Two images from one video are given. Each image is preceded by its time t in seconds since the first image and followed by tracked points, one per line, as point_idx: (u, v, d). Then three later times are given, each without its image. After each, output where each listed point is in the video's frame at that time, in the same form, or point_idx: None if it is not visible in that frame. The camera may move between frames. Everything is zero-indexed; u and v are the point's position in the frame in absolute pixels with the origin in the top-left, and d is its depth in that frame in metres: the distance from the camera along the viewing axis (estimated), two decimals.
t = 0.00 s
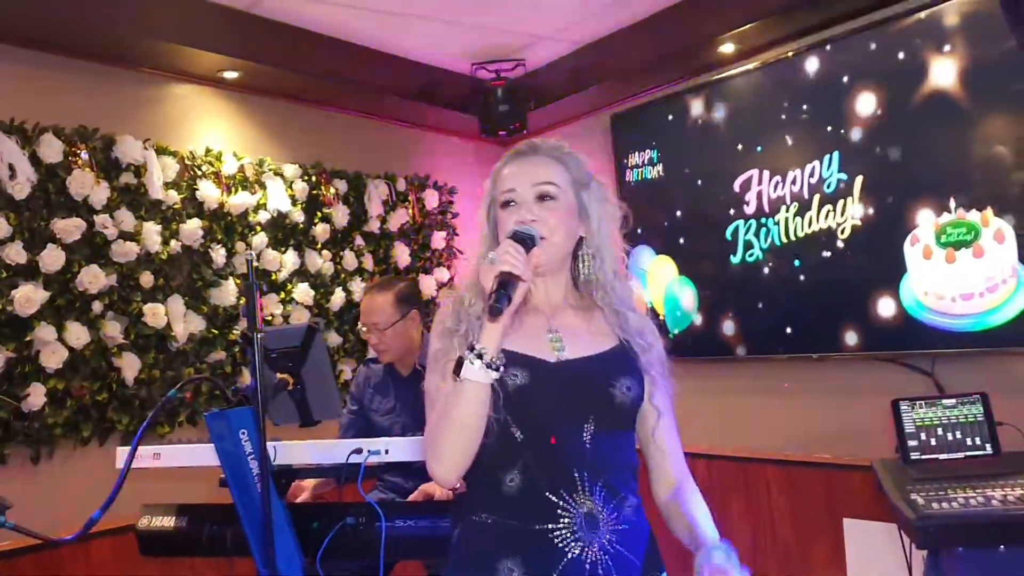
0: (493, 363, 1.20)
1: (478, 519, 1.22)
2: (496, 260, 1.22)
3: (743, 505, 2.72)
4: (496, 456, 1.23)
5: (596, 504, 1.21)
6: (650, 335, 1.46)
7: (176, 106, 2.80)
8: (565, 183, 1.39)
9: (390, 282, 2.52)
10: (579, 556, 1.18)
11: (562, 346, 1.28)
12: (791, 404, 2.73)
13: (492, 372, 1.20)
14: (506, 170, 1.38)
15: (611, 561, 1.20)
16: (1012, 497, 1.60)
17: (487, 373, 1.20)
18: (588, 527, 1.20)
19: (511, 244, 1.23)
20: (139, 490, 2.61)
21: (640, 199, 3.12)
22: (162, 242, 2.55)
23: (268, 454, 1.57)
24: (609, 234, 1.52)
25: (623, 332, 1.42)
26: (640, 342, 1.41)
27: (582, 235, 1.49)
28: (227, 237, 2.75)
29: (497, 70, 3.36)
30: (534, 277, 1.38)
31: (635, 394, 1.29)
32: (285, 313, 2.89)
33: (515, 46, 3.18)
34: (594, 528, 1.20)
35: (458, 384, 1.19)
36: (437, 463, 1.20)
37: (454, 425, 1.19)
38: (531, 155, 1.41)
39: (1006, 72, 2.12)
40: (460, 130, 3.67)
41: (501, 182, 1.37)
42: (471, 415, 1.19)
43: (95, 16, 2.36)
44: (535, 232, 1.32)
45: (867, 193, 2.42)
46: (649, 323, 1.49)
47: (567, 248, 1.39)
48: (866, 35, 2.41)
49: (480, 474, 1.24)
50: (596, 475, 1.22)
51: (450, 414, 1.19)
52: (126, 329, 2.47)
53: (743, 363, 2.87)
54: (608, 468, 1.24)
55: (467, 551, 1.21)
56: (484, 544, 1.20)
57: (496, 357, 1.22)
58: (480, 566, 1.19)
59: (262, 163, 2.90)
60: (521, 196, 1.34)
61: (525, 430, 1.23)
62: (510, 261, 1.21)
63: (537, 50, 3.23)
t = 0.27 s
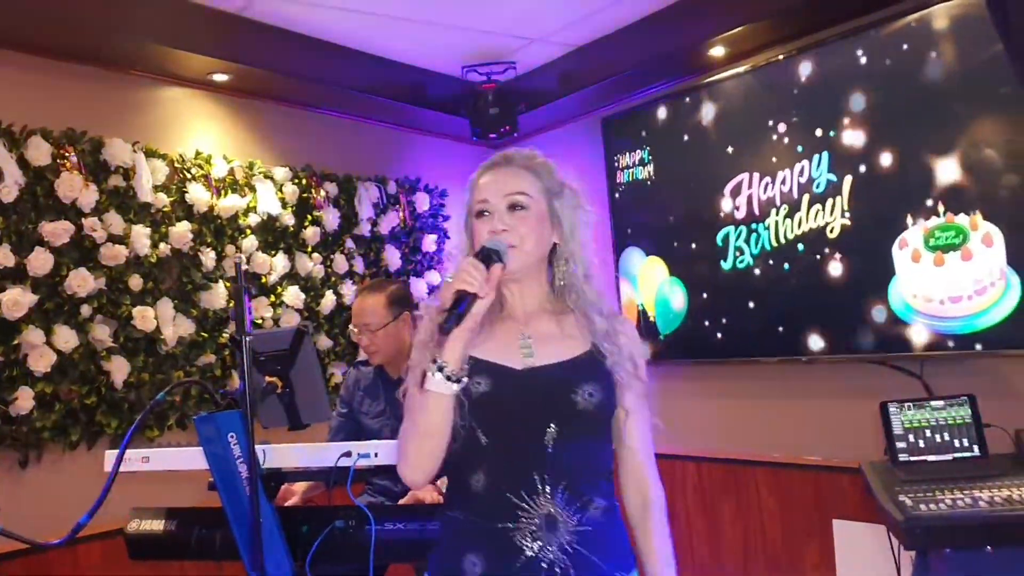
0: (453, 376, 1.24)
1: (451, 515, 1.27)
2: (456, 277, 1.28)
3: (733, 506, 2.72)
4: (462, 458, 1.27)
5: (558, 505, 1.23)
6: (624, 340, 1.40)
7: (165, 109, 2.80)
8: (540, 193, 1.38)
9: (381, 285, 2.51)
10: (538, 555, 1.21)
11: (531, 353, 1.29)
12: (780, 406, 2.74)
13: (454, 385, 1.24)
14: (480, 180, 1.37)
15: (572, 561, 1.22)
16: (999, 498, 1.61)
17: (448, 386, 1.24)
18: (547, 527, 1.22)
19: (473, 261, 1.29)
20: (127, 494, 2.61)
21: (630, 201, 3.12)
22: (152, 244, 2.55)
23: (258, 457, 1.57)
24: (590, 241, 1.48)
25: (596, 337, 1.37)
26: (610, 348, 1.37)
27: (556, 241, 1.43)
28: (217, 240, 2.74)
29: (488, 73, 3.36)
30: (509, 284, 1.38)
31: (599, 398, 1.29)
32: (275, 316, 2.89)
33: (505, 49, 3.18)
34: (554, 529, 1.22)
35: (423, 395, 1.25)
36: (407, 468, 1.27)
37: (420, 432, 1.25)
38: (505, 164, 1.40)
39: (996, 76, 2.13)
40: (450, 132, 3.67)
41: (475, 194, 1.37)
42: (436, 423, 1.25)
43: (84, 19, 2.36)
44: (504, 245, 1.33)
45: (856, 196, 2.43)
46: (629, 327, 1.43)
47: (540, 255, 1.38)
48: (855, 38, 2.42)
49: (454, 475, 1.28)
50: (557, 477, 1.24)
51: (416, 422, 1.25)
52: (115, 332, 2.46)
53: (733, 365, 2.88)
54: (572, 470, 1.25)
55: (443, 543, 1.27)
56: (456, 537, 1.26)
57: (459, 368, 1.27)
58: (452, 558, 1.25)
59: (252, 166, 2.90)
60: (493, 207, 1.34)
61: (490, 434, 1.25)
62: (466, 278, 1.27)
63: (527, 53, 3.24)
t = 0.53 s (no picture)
0: (430, 375, 1.28)
1: (428, 503, 1.31)
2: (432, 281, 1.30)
3: (716, 506, 2.73)
4: (440, 450, 1.30)
5: (528, 498, 1.25)
6: (596, 338, 1.44)
7: (147, 110, 2.79)
8: (519, 198, 1.41)
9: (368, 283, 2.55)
10: (505, 546, 1.23)
11: (507, 354, 1.32)
12: (762, 406, 2.75)
13: (432, 383, 1.28)
14: (463, 185, 1.40)
15: (537, 552, 1.24)
16: (979, 498, 1.62)
17: (426, 385, 1.28)
18: (515, 519, 1.24)
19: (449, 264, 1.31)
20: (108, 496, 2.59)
21: (613, 202, 3.13)
22: (134, 245, 2.54)
23: (237, 457, 1.58)
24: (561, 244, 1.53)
25: (570, 335, 1.41)
26: (582, 347, 1.40)
27: (532, 243, 1.50)
28: (200, 241, 2.73)
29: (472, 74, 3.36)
30: (485, 285, 1.43)
31: (572, 396, 1.32)
32: (258, 317, 2.88)
33: (489, 50, 3.18)
34: (522, 521, 1.24)
35: (403, 392, 1.28)
36: (388, 457, 1.33)
37: (400, 425, 1.30)
38: (486, 170, 1.44)
39: (976, 77, 2.15)
40: (434, 134, 3.67)
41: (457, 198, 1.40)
42: (416, 417, 1.29)
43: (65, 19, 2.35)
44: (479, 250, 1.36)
45: (837, 197, 2.44)
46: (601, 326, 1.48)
47: (518, 258, 1.42)
48: (836, 40, 2.43)
49: (432, 466, 1.32)
50: (528, 471, 1.26)
51: (396, 415, 1.30)
52: (97, 333, 2.45)
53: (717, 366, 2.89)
54: (542, 466, 1.27)
55: (418, 530, 1.31)
56: (428, 525, 1.29)
57: (438, 367, 1.30)
58: (423, 545, 1.28)
59: (235, 167, 2.89)
60: (475, 211, 1.37)
61: (466, 428, 1.28)
62: (442, 283, 1.29)
63: (511, 54, 3.24)
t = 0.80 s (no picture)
0: (450, 389, 1.25)
1: (424, 502, 1.30)
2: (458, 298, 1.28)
3: (706, 505, 2.73)
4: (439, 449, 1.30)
5: (526, 499, 1.27)
6: (584, 347, 1.50)
7: (134, 110, 2.78)
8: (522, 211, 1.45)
9: (356, 285, 2.52)
10: (504, 545, 1.25)
11: (505, 360, 1.33)
12: (751, 406, 2.75)
13: (449, 396, 1.26)
14: (469, 195, 1.43)
15: (533, 552, 1.26)
16: (966, 497, 1.62)
17: (445, 398, 1.25)
18: (514, 519, 1.26)
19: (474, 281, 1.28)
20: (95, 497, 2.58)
21: (603, 202, 3.13)
22: (122, 246, 2.53)
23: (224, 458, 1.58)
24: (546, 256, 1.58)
25: (562, 344, 1.46)
26: (573, 353, 1.46)
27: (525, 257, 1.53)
28: (188, 242, 2.73)
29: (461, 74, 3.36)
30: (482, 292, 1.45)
31: (570, 400, 1.34)
32: (247, 317, 2.87)
33: (479, 50, 3.18)
34: (520, 521, 1.26)
35: (419, 404, 1.26)
36: (399, 469, 1.29)
37: (413, 437, 1.26)
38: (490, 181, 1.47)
39: (963, 77, 2.15)
40: (423, 134, 3.66)
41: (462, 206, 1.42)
42: (430, 431, 1.26)
43: (49, 20, 2.34)
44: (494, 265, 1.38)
45: (826, 198, 2.45)
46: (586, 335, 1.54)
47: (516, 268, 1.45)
48: (824, 40, 2.44)
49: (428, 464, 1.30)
50: (527, 472, 1.28)
51: (410, 426, 1.27)
52: (85, 334, 2.44)
53: (706, 366, 2.89)
54: (540, 467, 1.30)
55: (412, 527, 1.30)
56: (424, 522, 1.28)
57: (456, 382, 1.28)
58: (419, 543, 1.27)
59: (223, 167, 2.89)
60: (483, 222, 1.39)
61: (470, 431, 1.28)
62: (468, 300, 1.27)
63: (501, 55, 3.24)
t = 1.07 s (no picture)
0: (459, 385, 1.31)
1: (432, 497, 1.34)
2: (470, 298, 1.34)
3: (699, 504, 2.73)
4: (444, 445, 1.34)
5: (530, 490, 1.33)
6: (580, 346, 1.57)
7: (125, 111, 2.77)
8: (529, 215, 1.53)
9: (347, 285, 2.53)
10: (512, 535, 1.30)
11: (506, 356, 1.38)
12: (744, 404, 2.75)
13: (458, 392, 1.31)
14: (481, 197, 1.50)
15: (540, 540, 1.32)
16: (958, 494, 1.63)
17: (455, 394, 1.31)
18: (520, 509, 1.31)
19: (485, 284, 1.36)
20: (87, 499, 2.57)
21: (595, 201, 3.13)
22: (113, 247, 2.52)
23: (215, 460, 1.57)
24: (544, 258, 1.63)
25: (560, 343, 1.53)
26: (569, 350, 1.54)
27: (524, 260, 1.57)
28: (180, 243, 2.72)
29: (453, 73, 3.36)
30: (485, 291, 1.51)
31: (567, 395, 1.41)
32: (239, 318, 2.86)
33: (471, 50, 3.18)
34: (526, 512, 1.32)
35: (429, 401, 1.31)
36: (407, 464, 1.32)
37: (421, 432, 1.32)
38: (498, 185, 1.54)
39: (955, 75, 2.15)
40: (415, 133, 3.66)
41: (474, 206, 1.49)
42: (438, 427, 1.31)
43: (39, 21, 2.34)
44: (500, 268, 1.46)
45: (818, 196, 2.45)
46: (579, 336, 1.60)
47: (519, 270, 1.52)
48: (815, 38, 2.44)
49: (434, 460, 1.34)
50: (531, 465, 1.34)
51: (419, 423, 1.32)
52: (76, 336, 2.43)
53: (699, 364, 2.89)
54: (543, 460, 1.35)
55: (420, 522, 1.34)
56: (432, 517, 1.32)
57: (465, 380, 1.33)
58: (428, 536, 1.32)
59: (215, 168, 2.88)
60: (495, 224, 1.47)
61: (474, 425, 1.33)
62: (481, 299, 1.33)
63: (492, 54, 3.24)
